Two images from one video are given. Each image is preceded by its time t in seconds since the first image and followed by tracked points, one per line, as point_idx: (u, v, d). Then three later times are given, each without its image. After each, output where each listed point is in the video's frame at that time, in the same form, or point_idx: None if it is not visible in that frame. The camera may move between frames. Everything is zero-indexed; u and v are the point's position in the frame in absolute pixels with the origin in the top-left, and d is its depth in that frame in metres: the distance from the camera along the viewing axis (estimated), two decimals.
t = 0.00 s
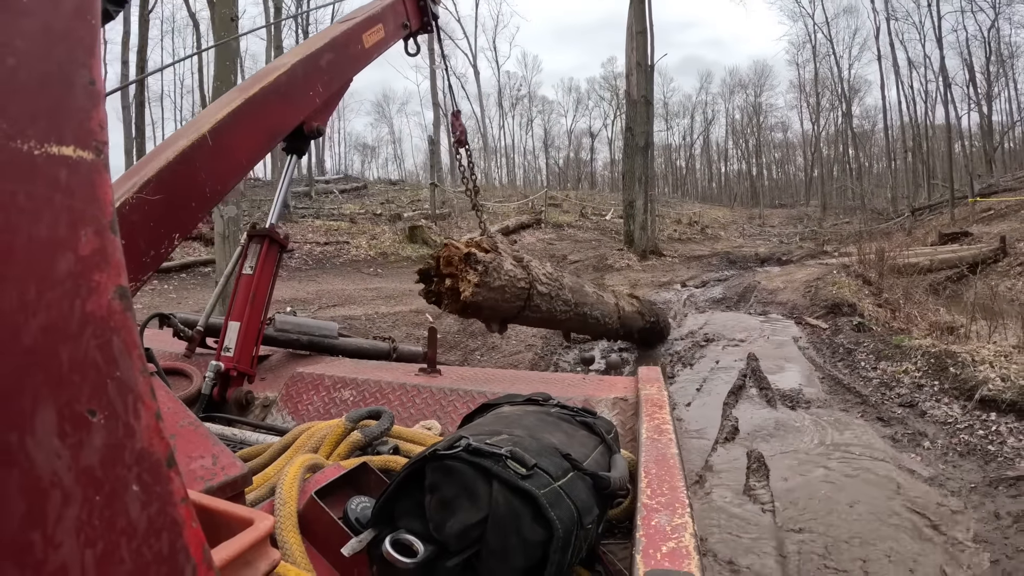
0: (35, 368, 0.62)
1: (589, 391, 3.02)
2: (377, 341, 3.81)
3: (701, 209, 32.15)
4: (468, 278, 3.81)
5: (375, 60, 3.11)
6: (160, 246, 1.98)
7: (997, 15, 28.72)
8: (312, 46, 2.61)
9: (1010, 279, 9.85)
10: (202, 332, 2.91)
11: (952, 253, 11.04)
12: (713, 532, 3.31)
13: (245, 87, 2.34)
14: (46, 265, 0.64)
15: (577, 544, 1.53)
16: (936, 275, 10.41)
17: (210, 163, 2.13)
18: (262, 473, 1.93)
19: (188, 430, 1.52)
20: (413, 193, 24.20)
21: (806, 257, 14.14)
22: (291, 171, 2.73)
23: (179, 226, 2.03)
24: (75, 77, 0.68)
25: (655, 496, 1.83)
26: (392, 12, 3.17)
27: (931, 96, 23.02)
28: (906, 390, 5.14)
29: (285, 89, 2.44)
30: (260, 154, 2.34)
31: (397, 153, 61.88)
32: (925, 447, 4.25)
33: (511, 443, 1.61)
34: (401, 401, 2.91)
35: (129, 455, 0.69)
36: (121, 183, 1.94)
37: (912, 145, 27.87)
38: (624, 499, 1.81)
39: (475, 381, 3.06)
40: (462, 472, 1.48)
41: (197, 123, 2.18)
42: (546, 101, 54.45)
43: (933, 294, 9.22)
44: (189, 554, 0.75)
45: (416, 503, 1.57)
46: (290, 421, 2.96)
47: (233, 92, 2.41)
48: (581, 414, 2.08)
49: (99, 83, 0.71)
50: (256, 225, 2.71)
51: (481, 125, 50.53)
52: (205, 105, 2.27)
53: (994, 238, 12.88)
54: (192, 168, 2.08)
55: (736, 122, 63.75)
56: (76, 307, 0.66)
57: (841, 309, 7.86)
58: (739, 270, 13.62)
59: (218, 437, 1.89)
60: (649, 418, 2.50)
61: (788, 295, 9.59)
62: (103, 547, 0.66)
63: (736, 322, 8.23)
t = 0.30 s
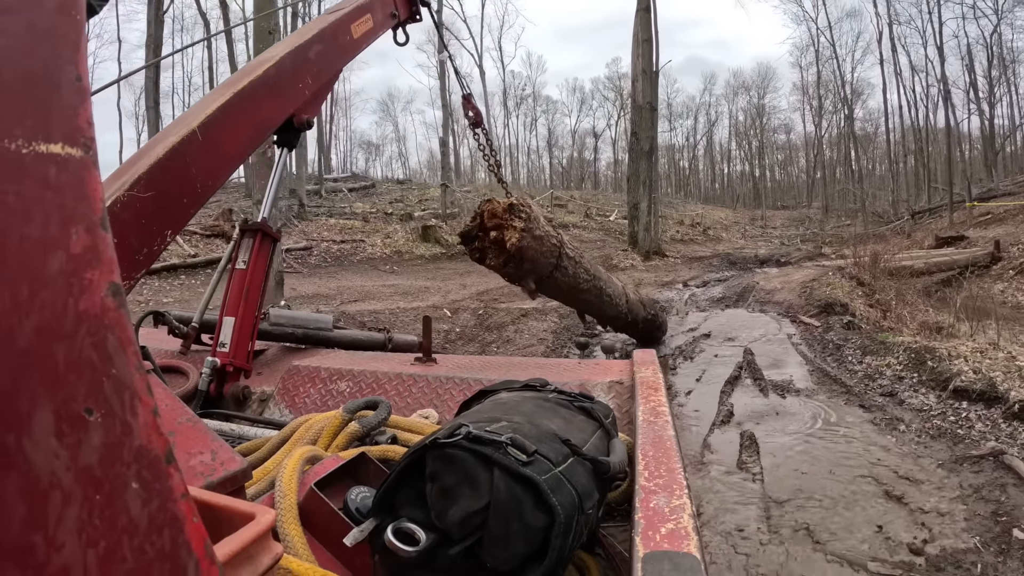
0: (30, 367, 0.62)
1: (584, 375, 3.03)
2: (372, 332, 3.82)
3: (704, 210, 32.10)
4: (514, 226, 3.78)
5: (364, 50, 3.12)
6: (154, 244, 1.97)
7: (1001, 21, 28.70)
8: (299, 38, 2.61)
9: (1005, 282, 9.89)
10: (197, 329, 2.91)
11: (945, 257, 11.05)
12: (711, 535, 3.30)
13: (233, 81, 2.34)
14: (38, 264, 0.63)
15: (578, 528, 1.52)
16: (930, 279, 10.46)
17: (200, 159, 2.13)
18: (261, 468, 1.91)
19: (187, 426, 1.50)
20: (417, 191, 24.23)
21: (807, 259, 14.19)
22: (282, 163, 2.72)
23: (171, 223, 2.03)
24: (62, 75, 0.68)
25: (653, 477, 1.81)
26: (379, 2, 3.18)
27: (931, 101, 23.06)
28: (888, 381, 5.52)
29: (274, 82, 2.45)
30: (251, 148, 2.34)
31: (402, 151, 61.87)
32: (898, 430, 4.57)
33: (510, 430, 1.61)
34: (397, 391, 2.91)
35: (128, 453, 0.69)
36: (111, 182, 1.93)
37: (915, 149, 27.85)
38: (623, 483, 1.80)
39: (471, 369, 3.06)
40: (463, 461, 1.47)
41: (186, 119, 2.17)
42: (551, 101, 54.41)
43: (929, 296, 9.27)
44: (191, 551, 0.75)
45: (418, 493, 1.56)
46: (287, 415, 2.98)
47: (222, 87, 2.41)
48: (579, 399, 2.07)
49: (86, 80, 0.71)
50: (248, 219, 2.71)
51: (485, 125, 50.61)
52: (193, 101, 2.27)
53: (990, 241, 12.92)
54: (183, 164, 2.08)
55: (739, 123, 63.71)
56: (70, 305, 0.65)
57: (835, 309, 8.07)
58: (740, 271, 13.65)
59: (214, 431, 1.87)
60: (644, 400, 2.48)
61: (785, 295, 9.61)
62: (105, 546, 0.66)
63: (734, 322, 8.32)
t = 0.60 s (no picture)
0: (33, 390, 0.60)
1: (588, 374, 2.99)
2: (374, 339, 3.83)
3: (708, 214, 32.08)
4: (504, 199, 3.80)
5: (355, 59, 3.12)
6: (152, 260, 1.96)
7: (1004, 28, 28.71)
8: (291, 49, 2.61)
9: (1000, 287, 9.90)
10: (200, 343, 2.89)
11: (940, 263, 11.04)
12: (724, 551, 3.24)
13: (225, 95, 2.32)
14: (38, 286, 0.61)
15: (585, 527, 1.49)
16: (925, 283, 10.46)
17: (195, 174, 2.12)
18: (269, 480, 1.84)
19: (193, 441, 1.43)
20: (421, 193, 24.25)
21: (807, 262, 14.18)
22: (277, 174, 2.71)
23: (170, 239, 2.02)
24: (56, 95, 0.66)
25: (661, 475, 1.78)
26: (368, 10, 3.19)
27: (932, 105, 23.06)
28: (874, 380, 5.58)
29: (267, 94, 2.44)
30: (246, 161, 2.33)
31: (405, 154, 61.92)
32: (880, 426, 4.71)
33: (512, 431, 1.58)
34: (402, 398, 2.88)
35: (135, 471, 0.67)
36: (108, 199, 1.92)
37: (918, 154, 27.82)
38: (631, 480, 1.76)
39: (475, 373, 3.04)
40: (465, 463, 1.43)
41: (181, 134, 2.16)
42: (554, 104, 54.44)
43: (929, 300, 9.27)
44: (201, 565, 0.74)
45: (424, 498, 1.51)
46: (293, 426, 2.94)
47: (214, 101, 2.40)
48: (581, 399, 2.04)
49: (79, 100, 0.69)
50: (246, 231, 2.69)
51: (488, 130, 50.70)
52: (186, 117, 2.25)
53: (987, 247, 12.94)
54: (178, 180, 2.06)
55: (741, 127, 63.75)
56: (71, 326, 0.63)
57: (830, 313, 7.95)
58: (740, 274, 13.64)
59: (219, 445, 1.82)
60: (651, 398, 2.44)
61: (783, 298, 9.59)
62: (116, 564, 0.64)
63: (735, 323, 8.38)
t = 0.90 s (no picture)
0: (36, 382, 0.59)
1: (589, 368, 2.98)
2: (375, 334, 3.82)
3: (709, 215, 32.09)
4: (447, 200, 3.78)
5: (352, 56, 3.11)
6: (154, 255, 1.96)
7: (1006, 34, 28.76)
8: (289, 46, 2.60)
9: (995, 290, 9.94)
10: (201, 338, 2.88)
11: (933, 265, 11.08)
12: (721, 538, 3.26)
13: (224, 92, 2.32)
14: (40, 280, 0.61)
15: (587, 521, 1.48)
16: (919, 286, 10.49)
17: (196, 169, 2.11)
18: (270, 474, 1.82)
19: (195, 435, 1.42)
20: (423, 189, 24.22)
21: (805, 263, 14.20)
22: (276, 170, 2.71)
23: (171, 234, 2.01)
24: (56, 88, 0.65)
25: (662, 470, 1.77)
26: (365, 8, 3.18)
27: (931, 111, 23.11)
28: (858, 372, 5.87)
29: (266, 90, 2.43)
30: (245, 157, 2.32)
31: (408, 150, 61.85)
32: (863, 412, 4.99)
33: (515, 426, 1.57)
34: (403, 393, 2.87)
35: (137, 464, 0.66)
36: (109, 195, 1.91)
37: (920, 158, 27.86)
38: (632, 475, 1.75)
39: (476, 368, 3.03)
40: (469, 458, 1.42)
41: (180, 130, 2.15)
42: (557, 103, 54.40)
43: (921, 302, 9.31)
44: (204, 559, 0.73)
45: (426, 492, 1.50)
46: (295, 420, 2.92)
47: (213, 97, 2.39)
48: (583, 393, 2.02)
49: (80, 94, 0.68)
50: (246, 227, 2.68)
51: (492, 129, 50.64)
52: (186, 113, 2.25)
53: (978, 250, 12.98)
54: (179, 175, 2.05)
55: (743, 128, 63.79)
56: (74, 319, 0.63)
57: (821, 312, 8.14)
58: (738, 274, 13.66)
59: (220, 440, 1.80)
60: (651, 393, 2.43)
61: (779, 298, 9.61)
62: (117, 558, 0.63)
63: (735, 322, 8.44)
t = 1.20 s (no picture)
0: (41, 399, 0.59)
1: (595, 372, 2.97)
2: (380, 343, 3.81)
3: (710, 215, 32.09)
4: (410, 253, 3.92)
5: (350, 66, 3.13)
6: (156, 269, 1.97)
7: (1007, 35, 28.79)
8: (286, 57, 2.61)
9: (990, 295, 10.07)
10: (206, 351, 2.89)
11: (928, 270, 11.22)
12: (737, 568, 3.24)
13: (223, 105, 2.33)
14: (44, 296, 0.61)
15: (595, 526, 1.47)
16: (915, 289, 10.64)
17: (197, 183, 2.12)
18: (278, 485, 1.82)
19: (201, 449, 1.42)
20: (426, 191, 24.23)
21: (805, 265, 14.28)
22: (277, 182, 2.73)
23: (174, 247, 2.02)
24: (56, 105, 0.65)
25: (670, 472, 1.77)
26: (362, 18, 3.20)
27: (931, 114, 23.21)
28: (849, 370, 6.32)
29: (264, 102, 2.44)
30: (244, 169, 2.33)
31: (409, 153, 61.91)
32: (850, 405, 5.48)
33: (521, 432, 1.56)
34: (409, 401, 2.86)
35: (145, 478, 0.66)
36: (111, 210, 1.92)
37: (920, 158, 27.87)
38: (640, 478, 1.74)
39: (482, 375, 3.03)
40: (475, 465, 1.42)
41: (180, 144, 2.17)
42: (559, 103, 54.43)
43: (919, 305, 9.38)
44: (212, 570, 0.73)
45: (435, 500, 1.50)
46: (301, 432, 2.91)
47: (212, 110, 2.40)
48: (588, 397, 2.02)
49: (81, 110, 0.69)
50: (248, 239, 2.69)
51: (494, 129, 50.71)
52: (186, 126, 2.26)
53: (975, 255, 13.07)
54: (180, 189, 2.07)
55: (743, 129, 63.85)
56: (78, 335, 0.63)
57: (817, 313, 8.47)
58: (740, 276, 13.69)
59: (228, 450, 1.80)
60: (658, 396, 2.42)
61: (778, 298, 9.69)
62: (126, 571, 0.63)
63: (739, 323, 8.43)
